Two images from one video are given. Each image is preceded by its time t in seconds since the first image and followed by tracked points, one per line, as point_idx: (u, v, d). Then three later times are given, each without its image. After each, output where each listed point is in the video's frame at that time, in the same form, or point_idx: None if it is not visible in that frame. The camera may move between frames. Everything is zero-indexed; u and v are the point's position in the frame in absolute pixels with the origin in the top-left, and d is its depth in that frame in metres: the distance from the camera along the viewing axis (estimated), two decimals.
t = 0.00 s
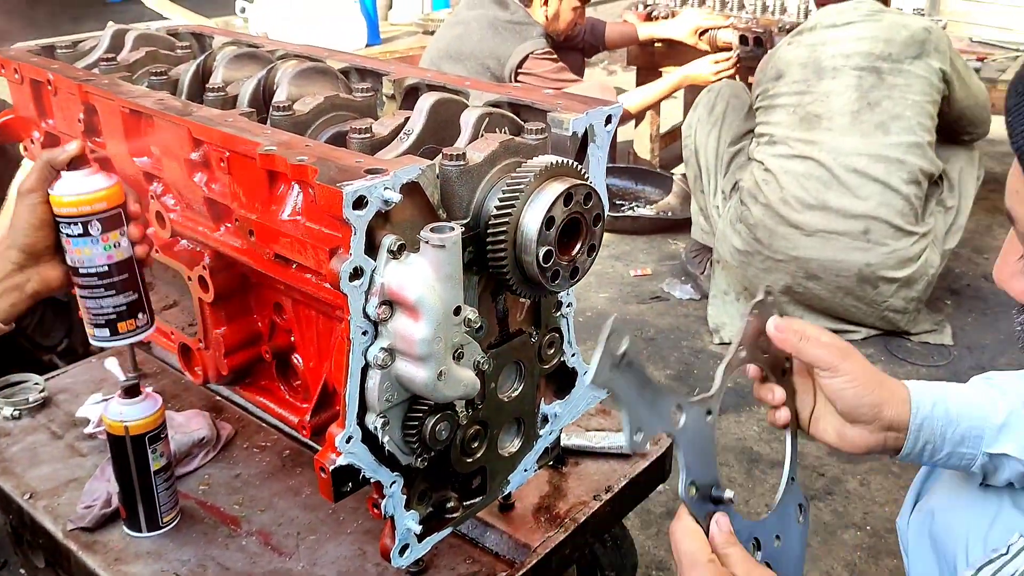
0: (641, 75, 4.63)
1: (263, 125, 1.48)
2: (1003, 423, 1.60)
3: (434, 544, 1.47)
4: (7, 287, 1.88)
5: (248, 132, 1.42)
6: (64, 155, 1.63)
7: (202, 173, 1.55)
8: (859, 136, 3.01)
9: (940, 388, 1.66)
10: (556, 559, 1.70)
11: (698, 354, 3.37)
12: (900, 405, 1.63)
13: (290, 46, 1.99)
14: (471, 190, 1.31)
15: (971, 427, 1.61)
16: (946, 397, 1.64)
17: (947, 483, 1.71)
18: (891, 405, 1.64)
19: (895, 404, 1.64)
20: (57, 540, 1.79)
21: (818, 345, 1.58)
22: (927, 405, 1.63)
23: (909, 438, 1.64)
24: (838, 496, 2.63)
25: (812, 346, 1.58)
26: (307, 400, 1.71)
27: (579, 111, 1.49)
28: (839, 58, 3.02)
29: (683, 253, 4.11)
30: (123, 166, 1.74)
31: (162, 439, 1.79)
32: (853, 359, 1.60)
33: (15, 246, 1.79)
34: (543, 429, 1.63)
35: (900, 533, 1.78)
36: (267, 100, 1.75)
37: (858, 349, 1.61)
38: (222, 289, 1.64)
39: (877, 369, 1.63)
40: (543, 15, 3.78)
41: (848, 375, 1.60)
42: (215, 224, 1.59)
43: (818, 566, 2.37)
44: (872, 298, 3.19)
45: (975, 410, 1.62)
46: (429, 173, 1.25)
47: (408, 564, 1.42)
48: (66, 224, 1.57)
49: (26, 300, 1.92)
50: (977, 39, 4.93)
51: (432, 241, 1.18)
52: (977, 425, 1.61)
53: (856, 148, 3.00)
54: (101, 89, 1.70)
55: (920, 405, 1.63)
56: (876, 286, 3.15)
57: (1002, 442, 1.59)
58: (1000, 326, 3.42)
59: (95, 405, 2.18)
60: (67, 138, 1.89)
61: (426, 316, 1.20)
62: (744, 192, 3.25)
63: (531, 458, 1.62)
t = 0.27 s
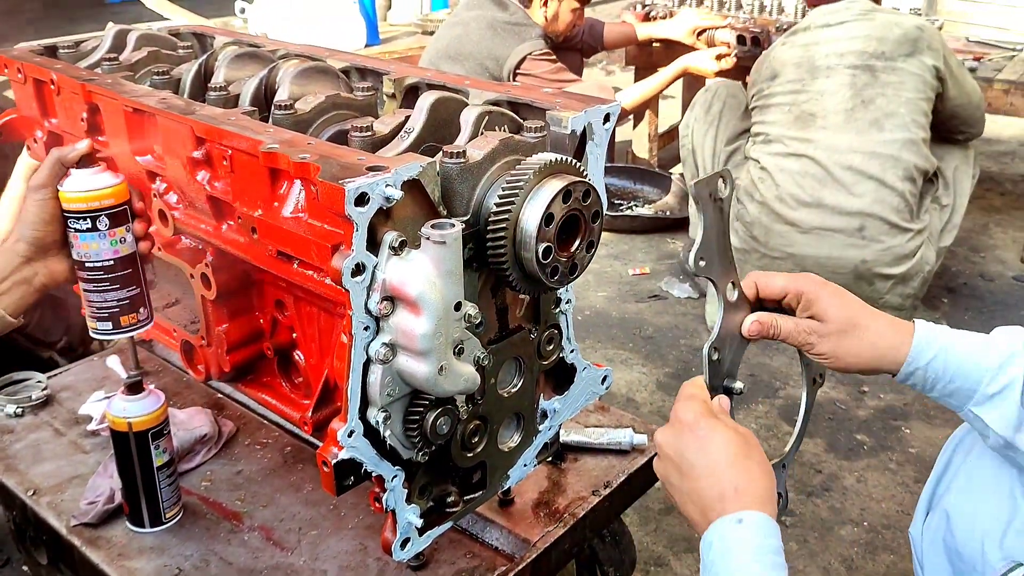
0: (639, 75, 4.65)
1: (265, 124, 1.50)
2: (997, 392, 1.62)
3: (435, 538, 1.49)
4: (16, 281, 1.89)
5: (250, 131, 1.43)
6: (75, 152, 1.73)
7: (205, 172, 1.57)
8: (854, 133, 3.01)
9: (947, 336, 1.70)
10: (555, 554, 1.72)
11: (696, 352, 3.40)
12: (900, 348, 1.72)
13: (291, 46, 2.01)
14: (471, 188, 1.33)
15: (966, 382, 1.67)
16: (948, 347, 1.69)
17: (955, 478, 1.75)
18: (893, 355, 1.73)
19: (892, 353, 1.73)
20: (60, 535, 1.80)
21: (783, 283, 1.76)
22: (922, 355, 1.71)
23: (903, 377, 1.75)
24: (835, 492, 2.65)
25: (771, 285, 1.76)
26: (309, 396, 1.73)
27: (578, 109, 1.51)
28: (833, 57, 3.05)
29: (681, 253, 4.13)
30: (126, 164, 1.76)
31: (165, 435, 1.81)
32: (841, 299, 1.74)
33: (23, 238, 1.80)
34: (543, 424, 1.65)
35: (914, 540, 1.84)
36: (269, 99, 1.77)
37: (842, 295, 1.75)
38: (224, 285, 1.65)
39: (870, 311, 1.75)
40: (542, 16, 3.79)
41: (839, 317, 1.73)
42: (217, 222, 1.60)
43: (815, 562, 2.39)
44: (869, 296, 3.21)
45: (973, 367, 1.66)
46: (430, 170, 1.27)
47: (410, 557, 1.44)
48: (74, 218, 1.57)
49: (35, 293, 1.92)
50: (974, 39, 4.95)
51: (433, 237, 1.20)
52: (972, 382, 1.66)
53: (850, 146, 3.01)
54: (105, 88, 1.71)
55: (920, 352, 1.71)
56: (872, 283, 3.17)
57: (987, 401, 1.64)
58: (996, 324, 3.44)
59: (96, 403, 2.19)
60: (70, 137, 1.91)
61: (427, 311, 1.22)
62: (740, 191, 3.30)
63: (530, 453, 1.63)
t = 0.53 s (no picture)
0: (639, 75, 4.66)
1: (266, 125, 1.51)
2: (868, 321, 1.70)
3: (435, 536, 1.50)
4: (31, 340, 1.98)
5: (251, 132, 1.44)
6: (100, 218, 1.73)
7: (206, 172, 1.58)
8: (853, 134, 3.03)
9: (824, 277, 1.76)
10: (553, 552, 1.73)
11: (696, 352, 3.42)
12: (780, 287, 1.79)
13: (291, 48, 2.02)
14: (471, 188, 1.34)
15: (837, 320, 1.74)
16: (825, 286, 1.75)
17: (914, 471, 1.75)
18: (762, 271, 1.80)
19: (778, 279, 1.79)
20: (63, 534, 1.81)
21: (692, 212, 1.84)
22: (802, 292, 1.76)
23: (787, 317, 1.81)
24: (834, 491, 2.66)
25: (681, 216, 1.84)
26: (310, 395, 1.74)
27: (576, 110, 1.53)
28: (830, 56, 3.04)
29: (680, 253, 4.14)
30: (128, 165, 1.77)
31: (168, 434, 1.81)
32: (738, 231, 1.83)
33: (41, 303, 1.94)
34: (542, 423, 1.66)
35: (873, 531, 1.82)
36: (270, 100, 1.78)
37: (742, 228, 1.84)
38: (226, 285, 1.66)
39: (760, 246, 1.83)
40: (541, 17, 3.80)
41: (733, 246, 1.82)
42: (219, 222, 1.61)
43: (814, 560, 2.40)
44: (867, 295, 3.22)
45: (845, 306, 1.73)
46: (429, 171, 1.28)
47: (410, 555, 1.45)
48: (95, 285, 1.65)
49: (47, 354, 2.00)
50: (973, 40, 4.96)
51: (432, 237, 1.21)
52: (845, 317, 1.73)
53: (849, 145, 3.03)
54: (107, 90, 1.72)
55: (800, 291, 1.76)
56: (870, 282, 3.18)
57: (862, 337, 1.72)
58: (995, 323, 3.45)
59: (98, 403, 2.21)
60: (73, 139, 1.92)
61: (426, 310, 1.23)
62: (738, 189, 3.34)
63: (529, 452, 1.65)
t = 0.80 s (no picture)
0: (639, 75, 4.65)
1: (267, 127, 1.50)
2: (822, 324, 1.75)
3: (436, 539, 1.49)
4: (28, 321, 1.90)
5: (252, 134, 1.44)
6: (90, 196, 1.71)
7: (207, 174, 1.58)
8: (835, 134, 3.01)
9: (775, 282, 1.80)
10: (555, 554, 1.73)
11: (697, 352, 3.42)
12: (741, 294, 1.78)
13: (292, 48, 2.02)
14: (472, 190, 1.33)
15: (792, 324, 1.77)
16: (777, 290, 1.78)
17: (884, 485, 1.71)
18: (721, 276, 1.77)
19: (734, 287, 1.78)
20: (63, 536, 1.81)
21: (673, 204, 1.76)
22: (758, 296, 1.78)
23: (742, 321, 1.82)
24: (836, 492, 2.66)
25: (663, 205, 1.76)
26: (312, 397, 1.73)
27: (579, 112, 1.52)
28: (811, 58, 3.02)
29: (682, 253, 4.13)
30: (129, 167, 1.76)
31: (168, 436, 1.82)
32: (710, 232, 1.77)
33: (38, 281, 1.83)
34: (543, 425, 1.66)
35: (844, 548, 1.77)
36: (271, 102, 1.77)
37: (714, 230, 1.77)
38: (227, 287, 1.66)
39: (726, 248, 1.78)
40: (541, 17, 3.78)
41: (701, 244, 1.75)
42: (220, 224, 1.61)
43: (816, 561, 2.40)
44: (868, 295, 3.21)
45: (798, 309, 1.77)
46: (432, 173, 1.27)
47: (411, 558, 1.45)
48: (90, 260, 1.59)
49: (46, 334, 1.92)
50: (975, 39, 4.95)
51: (434, 239, 1.21)
52: (799, 321, 1.77)
53: (832, 147, 3.01)
54: (107, 91, 1.72)
55: (755, 297, 1.78)
56: (871, 283, 3.18)
57: (818, 340, 1.76)
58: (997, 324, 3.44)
59: (100, 404, 2.21)
60: (74, 140, 1.92)
61: (428, 313, 1.22)
62: (729, 194, 3.33)
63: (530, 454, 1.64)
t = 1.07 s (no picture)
0: (641, 70, 4.63)
1: (268, 123, 1.50)
2: (819, 320, 1.75)
3: (438, 536, 1.49)
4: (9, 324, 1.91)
5: (253, 130, 1.43)
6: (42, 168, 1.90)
7: (208, 170, 1.57)
8: (842, 130, 3.00)
9: (773, 278, 1.79)
10: (557, 551, 1.73)
11: (699, 348, 3.41)
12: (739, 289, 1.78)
13: (293, 44, 2.01)
14: (475, 186, 1.32)
15: (789, 320, 1.77)
16: (775, 287, 1.77)
17: (884, 485, 1.72)
18: (720, 272, 1.77)
19: (733, 282, 1.78)
20: (65, 533, 1.81)
21: (673, 200, 1.76)
22: (755, 292, 1.77)
23: (740, 318, 1.81)
24: (838, 488, 2.65)
25: (662, 202, 1.76)
26: (313, 394, 1.72)
27: (582, 107, 1.51)
28: (817, 55, 3.00)
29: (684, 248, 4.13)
30: (129, 163, 1.75)
31: (169, 433, 1.81)
32: (710, 228, 1.77)
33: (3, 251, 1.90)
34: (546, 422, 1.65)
35: (844, 549, 1.79)
36: (272, 97, 1.76)
37: (713, 226, 1.77)
38: (228, 284, 1.65)
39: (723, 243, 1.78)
40: (543, 13, 3.78)
41: (699, 241, 1.75)
42: (221, 220, 1.60)
43: (818, 558, 2.40)
44: (870, 292, 3.21)
45: (796, 306, 1.76)
46: (434, 170, 1.26)
47: (414, 555, 1.45)
48: (42, 231, 1.77)
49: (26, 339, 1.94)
50: (978, 33, 4.93)
51: (436, 236, 1.20)
52: (796, 317, 1.76)
53: (839, 143, 3.00)
54: (108, 87, 1.71)
55: (755, 293, 1.77)
56: (872, 279, 3.17)
57: (815, 336, 1.75)
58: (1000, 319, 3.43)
59: (101, 401, 2.20)
60: (74, 135, 1.91)
61: (430, 310, 1.22)
62: (733, 190, 3.33)
63: (532, 450, 1.64)
